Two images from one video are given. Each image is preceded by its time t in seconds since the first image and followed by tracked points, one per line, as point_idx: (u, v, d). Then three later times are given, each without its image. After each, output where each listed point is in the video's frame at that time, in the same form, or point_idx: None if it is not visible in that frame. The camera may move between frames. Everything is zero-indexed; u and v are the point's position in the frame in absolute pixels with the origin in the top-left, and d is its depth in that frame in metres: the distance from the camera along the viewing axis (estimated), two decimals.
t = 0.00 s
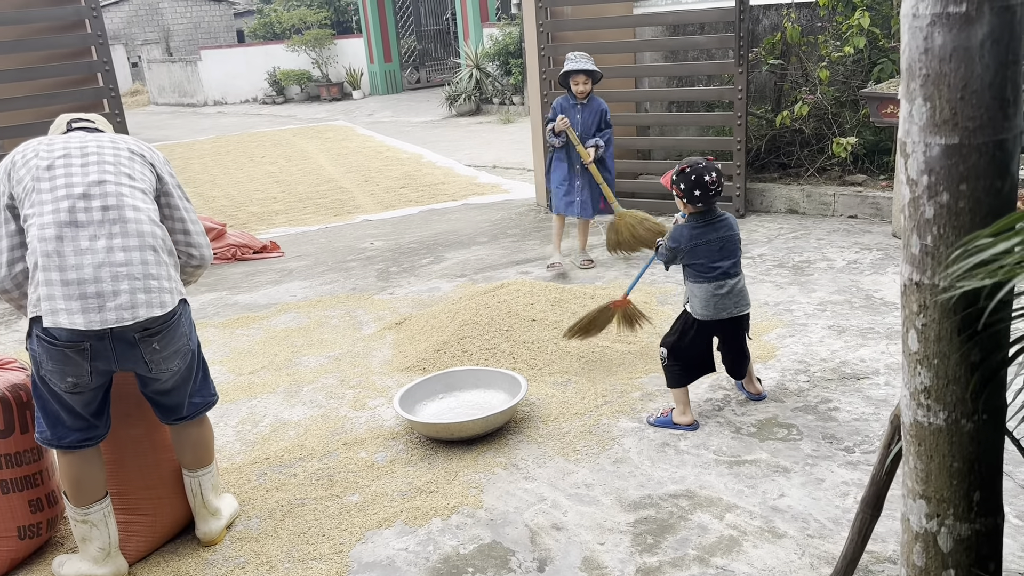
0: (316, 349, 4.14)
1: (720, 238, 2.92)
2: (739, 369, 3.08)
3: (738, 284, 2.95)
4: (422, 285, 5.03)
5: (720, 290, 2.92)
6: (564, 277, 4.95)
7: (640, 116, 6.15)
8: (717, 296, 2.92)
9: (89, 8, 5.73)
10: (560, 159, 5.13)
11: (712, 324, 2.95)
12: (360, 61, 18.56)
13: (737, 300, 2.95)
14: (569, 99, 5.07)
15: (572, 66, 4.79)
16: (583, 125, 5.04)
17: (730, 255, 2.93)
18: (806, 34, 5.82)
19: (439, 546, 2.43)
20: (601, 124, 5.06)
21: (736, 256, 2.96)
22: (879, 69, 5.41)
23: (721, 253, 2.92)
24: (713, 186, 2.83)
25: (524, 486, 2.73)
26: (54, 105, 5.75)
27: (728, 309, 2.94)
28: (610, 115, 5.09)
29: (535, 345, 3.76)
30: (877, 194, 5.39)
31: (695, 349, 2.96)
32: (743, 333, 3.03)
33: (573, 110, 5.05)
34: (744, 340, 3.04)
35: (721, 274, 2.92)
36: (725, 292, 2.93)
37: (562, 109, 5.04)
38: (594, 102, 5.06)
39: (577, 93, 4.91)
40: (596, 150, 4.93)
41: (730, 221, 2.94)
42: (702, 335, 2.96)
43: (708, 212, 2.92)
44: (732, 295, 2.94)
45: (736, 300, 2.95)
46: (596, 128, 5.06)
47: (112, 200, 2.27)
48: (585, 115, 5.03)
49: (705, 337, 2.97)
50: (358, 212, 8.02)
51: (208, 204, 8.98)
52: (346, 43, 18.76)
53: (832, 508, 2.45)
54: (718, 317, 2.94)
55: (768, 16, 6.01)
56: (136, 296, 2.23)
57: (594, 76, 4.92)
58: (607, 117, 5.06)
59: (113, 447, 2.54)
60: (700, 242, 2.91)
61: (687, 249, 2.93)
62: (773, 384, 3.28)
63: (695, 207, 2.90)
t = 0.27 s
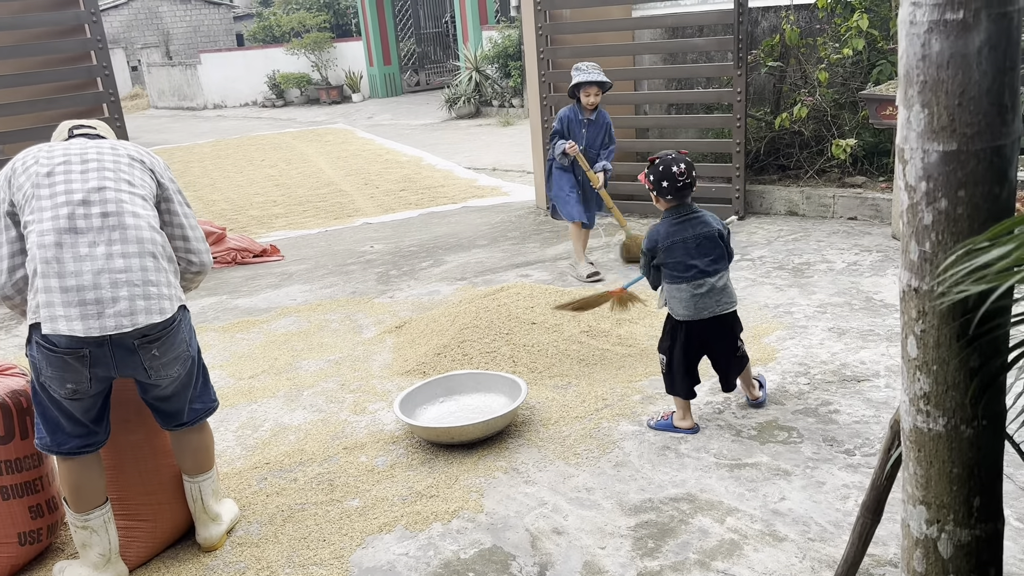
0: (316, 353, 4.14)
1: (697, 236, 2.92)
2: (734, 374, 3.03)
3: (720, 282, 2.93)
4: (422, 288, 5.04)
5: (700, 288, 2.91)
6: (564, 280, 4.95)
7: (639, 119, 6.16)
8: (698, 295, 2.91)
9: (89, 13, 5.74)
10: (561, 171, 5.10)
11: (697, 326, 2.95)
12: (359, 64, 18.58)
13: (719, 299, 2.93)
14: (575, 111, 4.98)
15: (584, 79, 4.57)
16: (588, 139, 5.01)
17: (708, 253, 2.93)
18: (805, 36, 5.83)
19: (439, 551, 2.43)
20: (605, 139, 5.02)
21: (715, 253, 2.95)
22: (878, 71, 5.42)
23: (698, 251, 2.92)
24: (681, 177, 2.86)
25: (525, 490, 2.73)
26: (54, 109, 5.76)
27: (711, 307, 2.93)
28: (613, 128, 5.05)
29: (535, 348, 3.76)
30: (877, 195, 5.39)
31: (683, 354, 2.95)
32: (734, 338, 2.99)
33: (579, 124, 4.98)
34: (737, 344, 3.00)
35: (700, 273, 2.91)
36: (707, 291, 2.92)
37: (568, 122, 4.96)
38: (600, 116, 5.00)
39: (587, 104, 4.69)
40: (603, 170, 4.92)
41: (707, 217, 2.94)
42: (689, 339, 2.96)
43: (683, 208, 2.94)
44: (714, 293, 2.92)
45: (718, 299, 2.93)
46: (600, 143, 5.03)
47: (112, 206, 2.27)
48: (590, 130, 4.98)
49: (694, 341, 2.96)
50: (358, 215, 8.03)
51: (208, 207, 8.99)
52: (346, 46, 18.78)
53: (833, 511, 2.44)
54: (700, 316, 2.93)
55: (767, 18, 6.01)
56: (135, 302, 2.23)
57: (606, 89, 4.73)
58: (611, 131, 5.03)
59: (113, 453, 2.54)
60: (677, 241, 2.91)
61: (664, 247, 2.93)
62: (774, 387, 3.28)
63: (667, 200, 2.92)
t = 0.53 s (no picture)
0: (316, 354, 4.14)
1: (686, 235, 2.90)
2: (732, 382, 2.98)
3: (707, 283, 2.89)
4: (422, 290, 5.04)
5: (686, 288, 2.90)
6: (564, 281, 4.95)
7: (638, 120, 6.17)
8: (682, 295, 2.91)
9: (88, 16, 5.75)
10: (564, 171, 5.08)
11: (688, 328, 2.93)
12: (358, 66, 18.59)
13: (706, 300, 2.89)
14: (581, 113, 4.91)
15: (592, 85, 4.56)
16: (588, 143, 4.93)
17: (697, 253, 2.89)
18: (803, 37, 5.84)
19: (440, 553, 2.43)
20: (607, 145, 4.90)
21: (707, 254, 2.90)
22: (877, 71, 5.43)
23: (687, 251, 2.90)
24: (666, 169, 2.86)
25: (525, 491, 2.72)
26: (53, 112, 5.76)
27: (697, 308, 2.90)
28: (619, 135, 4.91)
29: (535, 349, 3.76)
30: (876, 196, 5.39)
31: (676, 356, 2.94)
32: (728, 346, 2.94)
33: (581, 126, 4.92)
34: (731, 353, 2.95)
35: (686, 272, 2.90)
36: (693, 291, 2.90)
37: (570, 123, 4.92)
38: (606, 120, 4.89)
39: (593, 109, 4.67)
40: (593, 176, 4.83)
41: (703, 216, 2.92)
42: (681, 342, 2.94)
43: (676, 206, 2.92)
44: (701, 293, 2.89)
45: (704, 300, 2.89)
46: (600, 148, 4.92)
47: (112, 209, 2.27)
48: (593, 133, 4.90)
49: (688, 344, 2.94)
50: (357, 217, 8.03)
51: (208, 210, 8.99)
52: (345, 47, 18.79)
53: (833, 512, 2.44)
54: (685, 317, 2.91)
55: (765, 18, 6.02)
56: (134, 305, 2.22)
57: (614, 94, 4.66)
58: (614, 138, 4.90)
59: (112, 454, 2.54)
60: (665, 239, 2.92)
61: (655, 246, 2.95)
62: (774, 387, 3.28)
63: (659, 194, 2.92)
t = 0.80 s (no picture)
0: (316, 354, 4.14)
1: (697, 233, 2.87)
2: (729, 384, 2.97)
3: (716, 281, 2.87)
4: (422, 289, 5.04)
5: (694, 286, 2.90)
6: (564, 280, 4.95)
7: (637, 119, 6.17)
8: (692, 292, 2.91)
9: (87, 16, 5.75)
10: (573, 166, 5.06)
11: (691, 325, 2.94)
12: (357, 66, 18.59)
13: (714, 298, 2.88)
14: (588, 105, 4.94)
15: (599, 79, 4.55)
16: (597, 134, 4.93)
17: (708, 252, 2.87)
18: (802, 36, 5.84)
19: (440, 551, 2.43)
20: (614, 134, 4.92)
21: (719, 252, 2.87)
22: (876, 70, 5.42)
23: (699, 248, 2.88)
24: (678, 166, 2.84)
25: (525, 490, 2.72)
26: (53, 112, 5.76)
27: (704, 307, 2.90)
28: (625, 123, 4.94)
29: (535, 348, 3.76)
30: (876, 194, 5.39)
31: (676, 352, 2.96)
32: (730, 349, 2.91)
33: (589, 117, 4.95)
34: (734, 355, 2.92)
35: (696, 270, 2.89)
36: (700, 289, 2.90)
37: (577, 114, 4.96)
38: (612, 110, 4.90)
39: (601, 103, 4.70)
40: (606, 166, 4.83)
41: (718, 211, 2.87)
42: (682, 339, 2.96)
43: (689, 203, 2.89)
44: (709, 292, 2.88)
45: (713, 298, 2.88)
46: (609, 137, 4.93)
47: (112, 207, 2.27)
48: (601, 124, 4.90)
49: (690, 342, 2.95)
50: (357, 217, 8.03)
51: (207, 210, 8.98)
52: (344, 48, 18.79)
53: (833, 509, 2.44)
54: (692, 314, 2.92)
55: (764, 18, 6.02)
56: (129, 304, 2.22)
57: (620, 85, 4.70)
58: (621, 126, 4.92)
59: (113, 454, 2.54)
60: (678, 236, 2.90)
61: (669, 242, 2.93)
62: (774, 385, 3.28)
63: (672, 192, 2.89)
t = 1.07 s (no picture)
0: (316, 354, 4.14)
1: (707, 229, 2.88)
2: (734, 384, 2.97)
3: (722, 277, 2.86)
4: (422, 290, 5.04)
5: (700, 281, 2.90)
6: (563, 280, 4.95)
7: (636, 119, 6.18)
8: (698, 287, 2.91)
9: (86, 17, 5.76)
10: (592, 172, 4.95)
11: (697, 321, 2.94)
12: (356, 67, 18.59)
13: (718, 295, 2.87)
14: (605, 110, 4.85)
15: (608, 78, 4.54)
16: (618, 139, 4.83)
17: (716, 248, 2.86)
18: (801, 36, 5.85)
19: (441, 551, 2.43)
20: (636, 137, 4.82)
21: (728, 249, 2.86)
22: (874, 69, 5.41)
23: (708, 243, 2.88)
24: (694, 160, 2.85)
25: (526, 490, 2.72)
26: (52, 113, 5.76)
27: (707, 302, 2.90)
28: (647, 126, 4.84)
29: (535, 348, 3.76)
30: (875, 194, 5.40)
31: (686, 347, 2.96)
32: (739, 349, 2.93)
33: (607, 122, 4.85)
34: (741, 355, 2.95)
35: (703, 265, 2.89)
36: (706, 285, 2.89)
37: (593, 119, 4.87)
38: (631, 112, 4.82)
39: (614, 103, 4.67)
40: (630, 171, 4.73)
41: (732, 208, 2.86)
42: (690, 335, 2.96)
43: (703, 201, 2.89)
44: (714, 288, 2.87)
45: (718, 293, 2.87)
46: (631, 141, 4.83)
47: (114, 208, 2.26)
48: (620, 128, 4.81)
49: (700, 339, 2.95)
50: (356, 217, 8.03)
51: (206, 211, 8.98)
52: (342, 49, 18.78)
53: (834, 508, 2.45)
54: (697, 308, 2.92)
55: (763, 18, 6.02)
56: (132, 306, 2.21)
57: (634, 85, 4.64)
58: (643, 128, 4.82)
59: (114, 454, 2.53)
60: (688, 232, 2.92)
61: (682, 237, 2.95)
62: (774, 385, 3.28)
63: (689, 188, 2.88)
